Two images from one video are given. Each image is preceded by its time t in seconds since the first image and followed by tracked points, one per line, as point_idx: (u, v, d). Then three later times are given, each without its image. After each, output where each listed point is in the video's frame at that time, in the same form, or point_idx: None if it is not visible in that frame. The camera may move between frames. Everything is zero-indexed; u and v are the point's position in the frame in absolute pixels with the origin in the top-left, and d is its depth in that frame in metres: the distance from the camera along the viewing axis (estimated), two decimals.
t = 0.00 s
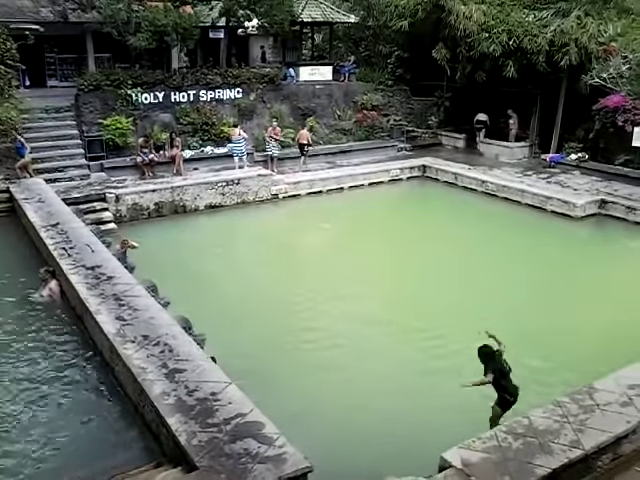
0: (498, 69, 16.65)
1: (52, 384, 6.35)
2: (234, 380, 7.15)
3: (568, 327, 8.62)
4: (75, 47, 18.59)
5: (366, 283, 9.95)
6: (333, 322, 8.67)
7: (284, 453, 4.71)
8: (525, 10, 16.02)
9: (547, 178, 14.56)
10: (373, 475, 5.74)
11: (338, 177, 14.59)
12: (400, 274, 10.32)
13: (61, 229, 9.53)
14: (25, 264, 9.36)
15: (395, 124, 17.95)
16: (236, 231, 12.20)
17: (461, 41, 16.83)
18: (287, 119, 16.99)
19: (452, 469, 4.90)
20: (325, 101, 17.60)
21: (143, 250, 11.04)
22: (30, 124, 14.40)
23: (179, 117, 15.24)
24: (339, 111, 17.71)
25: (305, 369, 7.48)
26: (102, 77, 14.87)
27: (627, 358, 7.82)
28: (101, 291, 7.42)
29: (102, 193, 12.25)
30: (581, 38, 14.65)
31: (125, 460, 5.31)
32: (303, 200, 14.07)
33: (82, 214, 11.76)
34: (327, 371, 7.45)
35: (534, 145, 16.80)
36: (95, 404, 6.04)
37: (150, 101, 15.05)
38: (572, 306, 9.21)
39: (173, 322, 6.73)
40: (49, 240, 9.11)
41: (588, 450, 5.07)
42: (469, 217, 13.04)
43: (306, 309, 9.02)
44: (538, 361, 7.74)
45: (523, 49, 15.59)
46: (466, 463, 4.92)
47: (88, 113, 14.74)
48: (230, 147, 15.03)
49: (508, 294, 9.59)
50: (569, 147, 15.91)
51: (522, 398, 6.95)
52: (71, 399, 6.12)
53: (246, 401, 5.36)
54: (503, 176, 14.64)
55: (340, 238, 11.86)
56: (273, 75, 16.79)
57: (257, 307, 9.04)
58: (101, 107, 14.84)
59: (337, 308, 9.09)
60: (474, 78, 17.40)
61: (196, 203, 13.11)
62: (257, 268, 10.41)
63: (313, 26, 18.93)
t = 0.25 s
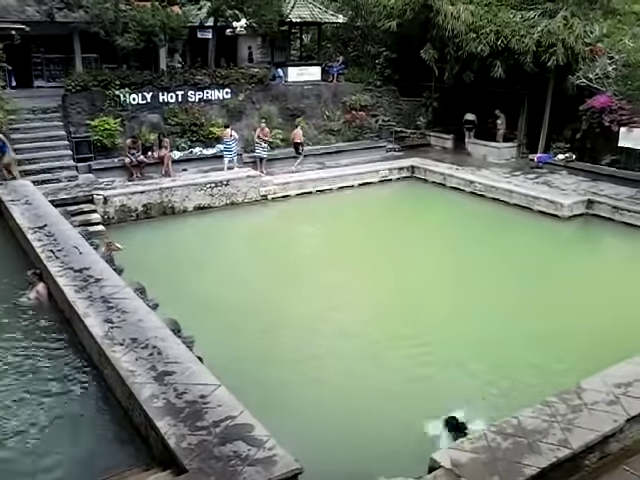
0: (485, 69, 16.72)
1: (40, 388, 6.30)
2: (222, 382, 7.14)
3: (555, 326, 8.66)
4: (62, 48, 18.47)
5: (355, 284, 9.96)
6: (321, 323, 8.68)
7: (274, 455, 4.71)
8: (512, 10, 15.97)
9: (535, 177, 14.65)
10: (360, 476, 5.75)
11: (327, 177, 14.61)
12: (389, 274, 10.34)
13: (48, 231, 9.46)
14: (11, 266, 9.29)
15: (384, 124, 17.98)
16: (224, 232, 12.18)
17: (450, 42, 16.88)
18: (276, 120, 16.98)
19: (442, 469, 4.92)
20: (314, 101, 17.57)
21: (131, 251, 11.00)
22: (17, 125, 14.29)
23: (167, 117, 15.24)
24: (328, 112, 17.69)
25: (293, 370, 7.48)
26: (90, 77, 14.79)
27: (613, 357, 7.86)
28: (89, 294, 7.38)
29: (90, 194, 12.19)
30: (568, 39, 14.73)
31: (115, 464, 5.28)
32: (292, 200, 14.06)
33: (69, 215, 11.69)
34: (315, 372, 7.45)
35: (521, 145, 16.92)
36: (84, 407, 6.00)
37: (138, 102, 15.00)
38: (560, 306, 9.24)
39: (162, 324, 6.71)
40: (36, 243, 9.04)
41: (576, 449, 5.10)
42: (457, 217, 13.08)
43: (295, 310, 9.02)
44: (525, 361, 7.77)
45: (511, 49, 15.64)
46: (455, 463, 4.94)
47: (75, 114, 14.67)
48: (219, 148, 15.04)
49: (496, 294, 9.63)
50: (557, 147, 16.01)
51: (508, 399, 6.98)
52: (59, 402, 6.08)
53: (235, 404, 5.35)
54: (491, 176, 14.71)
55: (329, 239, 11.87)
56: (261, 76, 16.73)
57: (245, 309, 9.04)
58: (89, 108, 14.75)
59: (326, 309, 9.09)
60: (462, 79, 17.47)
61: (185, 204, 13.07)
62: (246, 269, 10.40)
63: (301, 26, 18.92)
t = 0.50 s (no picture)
0: (476, 65, 16.76)
1: (34, 385, 6.28)
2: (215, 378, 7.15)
3: (546, 319, 8.72)
4: (51, 44, 18.35)
5: (347, 279, 9.98)
6: (314, 318, 8.69)
7: (269, 450, 4.71)
8: (502, 6, 16.00)
9: (526, 172, 14.70)
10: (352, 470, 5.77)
11: (319, 173, 14.60)
12: (381, 269, 10.37)
13: (39, 229, 9.42)
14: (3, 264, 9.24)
15: (375, 120, 18.00)
16: (216, 228, 12.17)
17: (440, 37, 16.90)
18: (267, 116, 16.93)
19: (436, 461, 4.95)
20: (305, 97, 17.54)
21: (122, 248, 10.97)
22: (7, 123, 14.19)
23: (158, 114, 15.17)
24: (319, 108, 17.66)
25: (286, 365, 7.50)
26: (79, 74, 14.67)
27: (605, 350, 7.90)
28: (81, 291, 7.35)
29: (81, 192, 12.13)
30: (558, 35, 14.79)
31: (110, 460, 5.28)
32: (283, 197, 14.05)
33: (60, 213, 11.64)
34: (307, 367, 7.47)
35: (512, 141, 17.00)
36: (78, 404, 5.99)
37: (128, 99, 14.94)
38: (551, 299, 9.29)
39: (155, 321, 6.69)
40: (27, 240, 9.00)
41: (568, 441, 5.14)
42: (448, 212, 13.12)
43: (288, 305, 9.03)
44: (516, 354, 7.82)
45: (501, 45, 15.67)
46: (450, 455, 4.97)
47: (65, 111, 14.56)
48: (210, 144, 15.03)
49: (488, 288, 9.67)
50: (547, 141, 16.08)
51: (499, 392, 7.02)
52: (53, 400, 6.06)
53: (229, 399, 5.35)
54: (482, 171, 14.75)
55: (321, 234, 11.88)
56: (252, 72, 16.68)
57: (238, 305, 9.04)
58: (79, 105, 14.67)
59: (319, 304, 9.11)
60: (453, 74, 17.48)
61: (176, 201, 13.02)
62: (238, 265, 10.40)
63: (292, 22, 18.88)
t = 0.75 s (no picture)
0: (466, 59, 16.77)
1: (23, 384, 6.25)
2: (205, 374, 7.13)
3: (536, 313, 8.75)
4: (39, 39, 18.20)
5: (337, 274, 9.97)
6: (304, 314, 8.69)
7: (259, 445, 4.71)
8: None
9: (516, 166, 14.74)
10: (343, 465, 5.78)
11: (309, 168, 14.58)
12: (372, 264, 10.37)
13: (28, 226, 9.36)
14: None
15: (366, 114, 17.99)
16: (206, 224, 12.13)
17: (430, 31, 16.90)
18: (258, 111, 16.85)
19: (427, 456, 4.97)
20: (295, 92, 17.51)
21: (111, 245, 10.92)
22: None
23: (147, 109, 15.09)
24: (310, 103, 17.62)
25: (276, 360, 7.49)
26: (68, 69, 14.57)
27: (594, 343, 7.95)
28: (70, 288, 7.32)
29: (71, 188, 12.06)
30: (548, 28, 14.85)
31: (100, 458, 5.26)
32: (274, 192, 14.03)
33: (50, 209, 11.57)
34: (298, 363, 7.46)
35: (502, 134, 17.05)
36: (68, 402, 5.97)
37: (117, 94, 14.80)
38: (541, 293, 9.33)
39: (145, 317, 6.67)
40: (16, 237, 8.94)
41: (558, 433, 5.17)
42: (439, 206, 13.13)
43: (278, 301, 9.02)
44: (506, 348, 7.84)
45: (491, 38, 15.67)
46: (440, 449, 4.99)
47: (53, 107, 14.49)
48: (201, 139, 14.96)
49: (478, 282, 9.69)
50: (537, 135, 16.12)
51: (490, 386, 7.04)
52: (43, 398, 6.03)
53: (220, 395, 5.35)
54: (473, 165, 14.78)
55: (312, 229, 11.87)
56: (242, 67, 16.66)
57: (228, 301, 9.02)
58: (68, 100, 14.60)
59: (309, 300, 9.10)
60: (443, 68, 17.48)
61: (167, 196, 12.98)
62: (228, 261, 10.37)
63: (282, 17, 18.82)
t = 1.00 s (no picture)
0: (455, 57, 16.81)
1: (13, 386, 6.21)
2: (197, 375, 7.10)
3: (527, 310, 8.79)
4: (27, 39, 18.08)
5: (329, 273, 9.96)
6: (297, 314, 8.67)
7: (252, 445, 4.70)
8: None
9: (505, 164, 14.80)
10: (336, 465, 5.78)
11: (299, 167, 14.57)
12: (364, 264, 10.36)
13: (17, 227, 9.30)
14: None
15: (355, 113, 18.00)
16: (197, 225, 12.09)
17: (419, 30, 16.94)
18: (247, 111, 16.81)
19: (419, 453, 4.98)
20: (285, 91, 17.48)
21: (101, 246, 10.86)
22: None
23: (136, 109, 15.02)
24: (299, 102, 17.60)
25: (269, 360, 7.48)
26: (56, 70, 14.49)
27: (584, 340, 8.00)
28: (60, 289, 7.27)
29: (59, 189, 12.01)
30: (535, 27, 14.89)
31: (92, 460, 5.24)
32: (264, 191, 14.01)
33: (38, 211, 11.49)
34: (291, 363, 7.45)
35: (491, 132, 17.11)
36: (59, 404, 5.94)
37: (105, 94, 14.75)
38: (532, 290, 9.37)
39: (136, 318, 6.65)
40: (4, 239, 8.88)
41: (549, 429, 5.20)
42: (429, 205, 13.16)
43: (270, 301, 8.99)
44: (497, 346, 7.87)
45: (479, 37, 15.73)
46: (432, 447, 5.01)
47: (41, 107, 14.49)
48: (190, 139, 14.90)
49: (469, 280, 9.71)
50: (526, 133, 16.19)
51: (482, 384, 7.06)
52: (34, 400, 6.00)
53: (212, 396, 5.34)
54: (462, 163, 14.82)
55: (303, 229, 11.85)
56: (231, 66, 16.62)
57: (220, 301, 8.99)
58: (55, 101, 14.58)
59: (301, 300, 9.08)
60: (432, 67, 17.51)
61: (156, 197, 12.93)
62: (220, 261, 10.34)
63: (271, 16, 18.80)
